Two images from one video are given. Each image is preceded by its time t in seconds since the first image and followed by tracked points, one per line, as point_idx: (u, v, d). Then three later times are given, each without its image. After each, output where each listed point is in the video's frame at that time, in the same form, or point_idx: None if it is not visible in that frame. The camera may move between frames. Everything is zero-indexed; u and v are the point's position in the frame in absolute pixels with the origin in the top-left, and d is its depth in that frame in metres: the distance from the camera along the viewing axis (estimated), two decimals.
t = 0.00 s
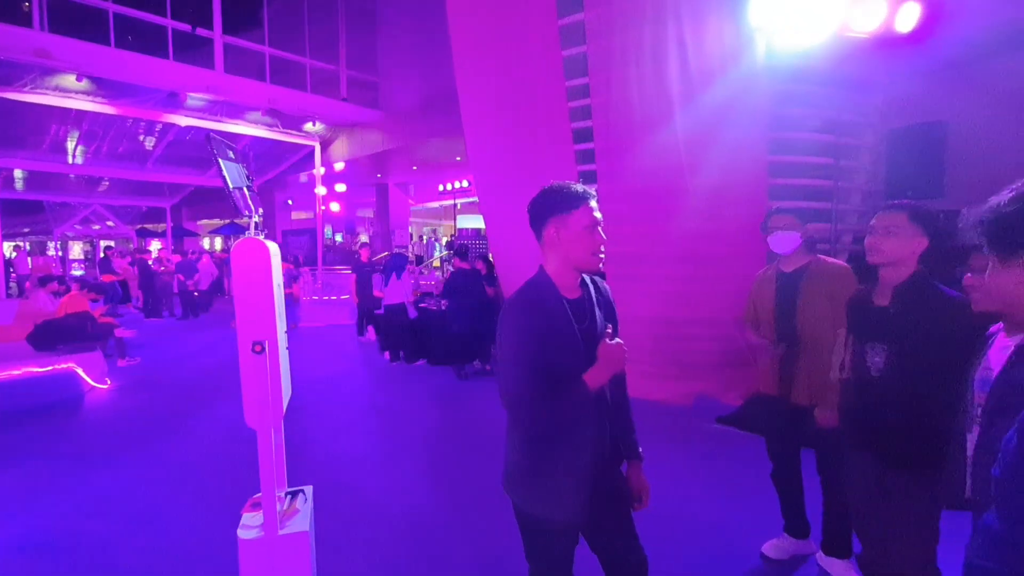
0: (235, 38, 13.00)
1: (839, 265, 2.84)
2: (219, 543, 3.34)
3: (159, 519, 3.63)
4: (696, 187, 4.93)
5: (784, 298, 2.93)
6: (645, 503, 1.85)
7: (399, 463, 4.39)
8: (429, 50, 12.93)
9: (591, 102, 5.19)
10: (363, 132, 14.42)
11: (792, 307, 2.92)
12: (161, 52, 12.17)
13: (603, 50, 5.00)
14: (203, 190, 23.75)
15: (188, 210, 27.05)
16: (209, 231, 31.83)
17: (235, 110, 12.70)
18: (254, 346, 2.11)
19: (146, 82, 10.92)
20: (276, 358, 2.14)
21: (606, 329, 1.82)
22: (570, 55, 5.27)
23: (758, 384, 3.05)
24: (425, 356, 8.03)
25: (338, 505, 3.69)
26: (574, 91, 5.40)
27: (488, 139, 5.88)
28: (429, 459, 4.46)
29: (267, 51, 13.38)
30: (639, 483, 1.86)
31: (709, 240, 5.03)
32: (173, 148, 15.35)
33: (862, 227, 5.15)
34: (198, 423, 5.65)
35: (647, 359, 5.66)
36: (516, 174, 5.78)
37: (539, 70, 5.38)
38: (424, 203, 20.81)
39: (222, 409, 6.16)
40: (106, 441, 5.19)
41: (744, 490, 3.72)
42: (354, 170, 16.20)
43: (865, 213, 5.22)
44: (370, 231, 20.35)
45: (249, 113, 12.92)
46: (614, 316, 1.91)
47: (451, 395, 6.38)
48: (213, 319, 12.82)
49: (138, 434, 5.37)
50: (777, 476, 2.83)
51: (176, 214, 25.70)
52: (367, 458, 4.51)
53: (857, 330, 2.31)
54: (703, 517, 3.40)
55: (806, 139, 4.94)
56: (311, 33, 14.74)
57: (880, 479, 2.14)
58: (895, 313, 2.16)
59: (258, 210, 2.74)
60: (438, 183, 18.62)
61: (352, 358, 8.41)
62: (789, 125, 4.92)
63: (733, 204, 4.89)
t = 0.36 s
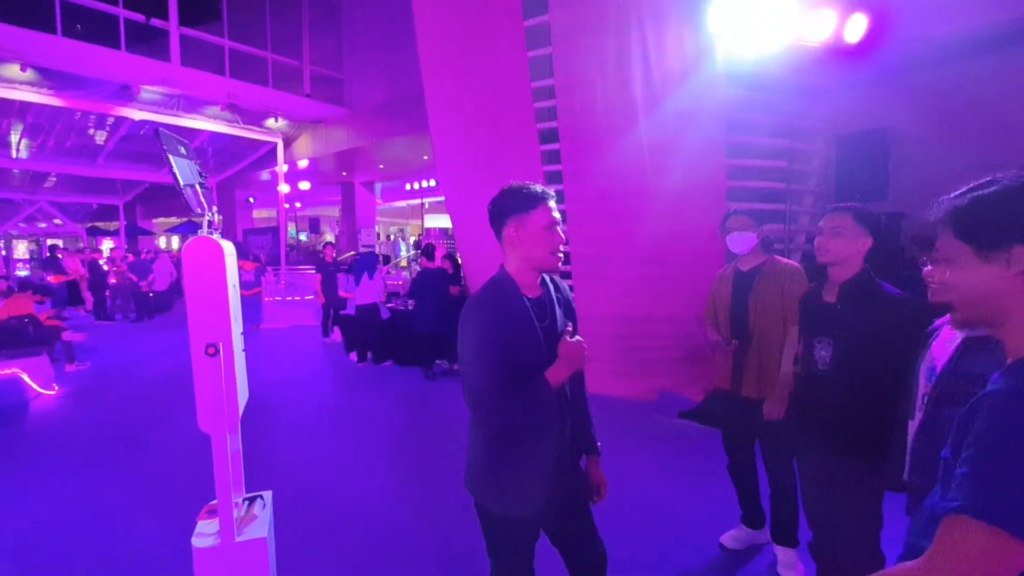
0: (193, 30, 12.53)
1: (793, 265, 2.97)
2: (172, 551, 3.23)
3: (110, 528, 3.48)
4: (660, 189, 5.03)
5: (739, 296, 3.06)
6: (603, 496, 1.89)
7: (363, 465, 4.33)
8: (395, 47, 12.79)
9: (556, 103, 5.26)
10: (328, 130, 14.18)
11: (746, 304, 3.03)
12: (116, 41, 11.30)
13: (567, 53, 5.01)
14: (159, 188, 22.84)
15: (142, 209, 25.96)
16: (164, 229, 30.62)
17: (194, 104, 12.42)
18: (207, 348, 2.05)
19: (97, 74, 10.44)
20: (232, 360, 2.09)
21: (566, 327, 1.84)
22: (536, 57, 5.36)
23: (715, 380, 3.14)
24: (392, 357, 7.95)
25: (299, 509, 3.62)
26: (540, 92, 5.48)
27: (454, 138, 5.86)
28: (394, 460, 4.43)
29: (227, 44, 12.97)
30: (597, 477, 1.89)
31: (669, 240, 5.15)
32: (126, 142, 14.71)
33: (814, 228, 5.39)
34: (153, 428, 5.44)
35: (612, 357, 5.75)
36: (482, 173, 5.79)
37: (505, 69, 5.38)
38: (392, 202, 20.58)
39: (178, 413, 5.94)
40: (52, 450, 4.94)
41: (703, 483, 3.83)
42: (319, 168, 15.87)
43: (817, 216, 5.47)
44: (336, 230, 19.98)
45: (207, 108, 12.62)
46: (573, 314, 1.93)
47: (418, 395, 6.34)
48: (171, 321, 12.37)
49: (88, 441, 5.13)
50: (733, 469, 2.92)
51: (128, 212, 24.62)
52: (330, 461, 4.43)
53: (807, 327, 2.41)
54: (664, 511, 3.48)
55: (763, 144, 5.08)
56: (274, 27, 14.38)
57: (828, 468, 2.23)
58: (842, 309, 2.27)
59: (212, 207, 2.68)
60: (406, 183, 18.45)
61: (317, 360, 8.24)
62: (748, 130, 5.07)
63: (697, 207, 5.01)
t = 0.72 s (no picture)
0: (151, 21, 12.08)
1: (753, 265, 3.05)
2: (127, 561, 3.12)
3: (60, 539, 3.34)
4: (628, 189, 5.12)
5: (703, 295, 3.16)
6: (565, 489, 1.91)
7: (329, 467, 4.27)
8: (363, 43, 12.59)
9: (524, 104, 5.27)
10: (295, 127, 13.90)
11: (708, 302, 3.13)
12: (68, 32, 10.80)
13: (534, 53, 5.02)
14: (116, 185, 21.96)
15: (97, 207, 24.88)
16: (122, 228, 29.34)
17: (152, 99, 12.03)
18: (162, 352, 1.99)
19: (48, 66, 9.98)
20: (188, 363, 2.03)
21: (526, 325, 1.86)
22: (503, 57, 5.32)
23: (680, 376, 3.21)
24: (361, 358, 7.84)
25: (262, 514, 3.55)
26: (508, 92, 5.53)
27: (424, 137, 5.84)
28: (361, 461, 4.38)
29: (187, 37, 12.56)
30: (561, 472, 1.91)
31: (635, 239, 5.24)
32: (80, 137, 14.08)
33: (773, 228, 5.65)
34: (108, 435, 5.24)
35: (581, 355, 5.81)
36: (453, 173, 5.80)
37: (474, 68, 5.36)
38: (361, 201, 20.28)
39: (135, 419, 5.73)
40: None
41: (668, 477, 3.91)
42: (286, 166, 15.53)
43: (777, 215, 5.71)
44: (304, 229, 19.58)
45: (166, 103, 12.25)
46: (534, 312, 1.95)
47: (387, 396, 6.28)
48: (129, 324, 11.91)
49: (36, 450, 4.90)
50: (697, 462, 3.00)
51: (83, 210, 23.55)
52: (296, 463, 4.35)
53: (764, 324, 2.49)
54: (630, 506, 3.54)
55: (725, 146, 5.24)
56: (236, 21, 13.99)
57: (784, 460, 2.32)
58: (798, 306, 2.35)
59: (168, 205, 2.61)
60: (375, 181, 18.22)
61: (283, 362, 8.07)
62: (711, 133, 5.21)
63: (667, 208, 5.13)
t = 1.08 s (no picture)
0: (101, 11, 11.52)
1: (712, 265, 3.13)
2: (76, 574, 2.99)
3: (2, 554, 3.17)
4: (594, 190, 5.19)
5: (664, 295, 3.26)
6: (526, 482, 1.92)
7: (291, 471, 4.19)
8: (326, 40, 12.36)
9: (489, 104, 5.26)
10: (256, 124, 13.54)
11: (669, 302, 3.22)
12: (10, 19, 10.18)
13: (500, 53, 5.01)
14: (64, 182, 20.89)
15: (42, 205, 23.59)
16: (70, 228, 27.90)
17: (102, 92, 11.50)
18: (107, 356, 1.91)
19: None
20: (135, 367, 1.96)
21: (480, 323, 1.86)
22: (468, 57, 5.25)
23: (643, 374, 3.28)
24: (327, 360, 7.70)
25: (221, 519, 3.46)
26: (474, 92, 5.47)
27: (390, 135, 5.77)
28: (325, 464, 4.31)
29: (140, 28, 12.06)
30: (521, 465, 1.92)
31: (600, 239, 5.32)
32: (22, 131, 13.33)
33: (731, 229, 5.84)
34: (54, 444, 4.99)
35: (547, 354, 5.86)
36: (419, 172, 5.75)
37: (439, 68, 5.33)
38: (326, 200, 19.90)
39: (84, 427, 5.47)
40: None
41: (631, 472, 3.99)
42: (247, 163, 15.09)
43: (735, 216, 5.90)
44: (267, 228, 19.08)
45: (117, 96, 11.75)
46: (488, 309, 1.96)
47: (351, 397, 6.20)
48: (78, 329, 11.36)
49: None
50: (660, 457, 3.06)
51: (27, 208, 22.28)
52: (256, 468, 4.25)
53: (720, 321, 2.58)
54: (594, 500, 3.59)
55: (686, 149, 5.38)
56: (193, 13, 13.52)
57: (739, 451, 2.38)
58: (752, 304, 2.44)
59: (113, 203, 2.53)
60: (340, 180, 17.91)
61: (244, 365, 7.84)
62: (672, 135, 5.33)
63: (633, 209, 5.21)
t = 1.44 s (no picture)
0: None
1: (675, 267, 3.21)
2: None
3: None
4: (564, 190, 5.23)
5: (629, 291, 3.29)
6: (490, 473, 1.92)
7: (256, 476, 4.09)
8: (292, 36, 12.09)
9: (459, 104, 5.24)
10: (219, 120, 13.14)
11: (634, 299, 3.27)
12: None
13: (470, 54, 5.02)
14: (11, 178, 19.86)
15: None
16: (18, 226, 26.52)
17: (53, 84, 11.02)
18: (55, 360, 1.83)
19: None
20: (86, 372, 1.89)
21: (448, 320, 1.86)
22: (438, 55, 5.21)
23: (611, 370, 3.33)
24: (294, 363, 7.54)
25: (182, 527, 3.36)
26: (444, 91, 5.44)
27: (358, 134, 5.69)
28: (292, 468, 4.23)
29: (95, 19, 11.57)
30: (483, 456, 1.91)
31: (570, 239, 5.37)
32: None
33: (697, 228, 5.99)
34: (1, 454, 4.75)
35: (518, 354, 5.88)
36: (388, 171, 5.70)
37: (408, 66, 5.29)
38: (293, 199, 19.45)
39: (33, 435, 5.23)
40: None
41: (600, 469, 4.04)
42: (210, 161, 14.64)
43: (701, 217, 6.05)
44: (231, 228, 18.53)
45: (70, 89, 11.27)
46: (457, 306, 1.95)
47: (320, 400, 6.09)
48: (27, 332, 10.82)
49: None
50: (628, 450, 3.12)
51: None
52: (220, 473, 4.14)
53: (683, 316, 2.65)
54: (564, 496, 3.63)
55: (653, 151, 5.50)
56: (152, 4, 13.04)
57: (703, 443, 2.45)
58: (714, 301, 2.50)
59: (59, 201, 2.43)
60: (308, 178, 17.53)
61: (206, 368, 7.61)
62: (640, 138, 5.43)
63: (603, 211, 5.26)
